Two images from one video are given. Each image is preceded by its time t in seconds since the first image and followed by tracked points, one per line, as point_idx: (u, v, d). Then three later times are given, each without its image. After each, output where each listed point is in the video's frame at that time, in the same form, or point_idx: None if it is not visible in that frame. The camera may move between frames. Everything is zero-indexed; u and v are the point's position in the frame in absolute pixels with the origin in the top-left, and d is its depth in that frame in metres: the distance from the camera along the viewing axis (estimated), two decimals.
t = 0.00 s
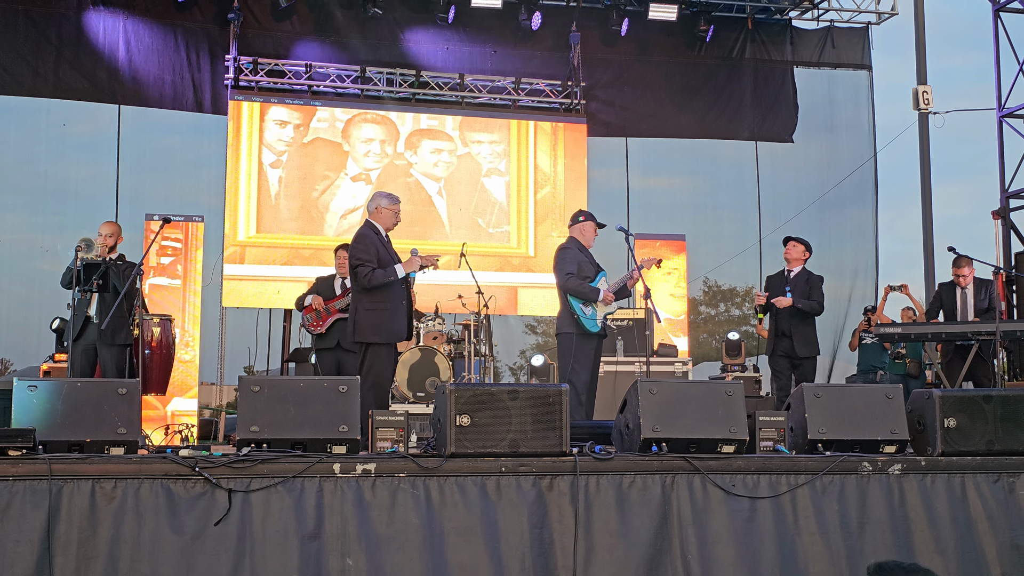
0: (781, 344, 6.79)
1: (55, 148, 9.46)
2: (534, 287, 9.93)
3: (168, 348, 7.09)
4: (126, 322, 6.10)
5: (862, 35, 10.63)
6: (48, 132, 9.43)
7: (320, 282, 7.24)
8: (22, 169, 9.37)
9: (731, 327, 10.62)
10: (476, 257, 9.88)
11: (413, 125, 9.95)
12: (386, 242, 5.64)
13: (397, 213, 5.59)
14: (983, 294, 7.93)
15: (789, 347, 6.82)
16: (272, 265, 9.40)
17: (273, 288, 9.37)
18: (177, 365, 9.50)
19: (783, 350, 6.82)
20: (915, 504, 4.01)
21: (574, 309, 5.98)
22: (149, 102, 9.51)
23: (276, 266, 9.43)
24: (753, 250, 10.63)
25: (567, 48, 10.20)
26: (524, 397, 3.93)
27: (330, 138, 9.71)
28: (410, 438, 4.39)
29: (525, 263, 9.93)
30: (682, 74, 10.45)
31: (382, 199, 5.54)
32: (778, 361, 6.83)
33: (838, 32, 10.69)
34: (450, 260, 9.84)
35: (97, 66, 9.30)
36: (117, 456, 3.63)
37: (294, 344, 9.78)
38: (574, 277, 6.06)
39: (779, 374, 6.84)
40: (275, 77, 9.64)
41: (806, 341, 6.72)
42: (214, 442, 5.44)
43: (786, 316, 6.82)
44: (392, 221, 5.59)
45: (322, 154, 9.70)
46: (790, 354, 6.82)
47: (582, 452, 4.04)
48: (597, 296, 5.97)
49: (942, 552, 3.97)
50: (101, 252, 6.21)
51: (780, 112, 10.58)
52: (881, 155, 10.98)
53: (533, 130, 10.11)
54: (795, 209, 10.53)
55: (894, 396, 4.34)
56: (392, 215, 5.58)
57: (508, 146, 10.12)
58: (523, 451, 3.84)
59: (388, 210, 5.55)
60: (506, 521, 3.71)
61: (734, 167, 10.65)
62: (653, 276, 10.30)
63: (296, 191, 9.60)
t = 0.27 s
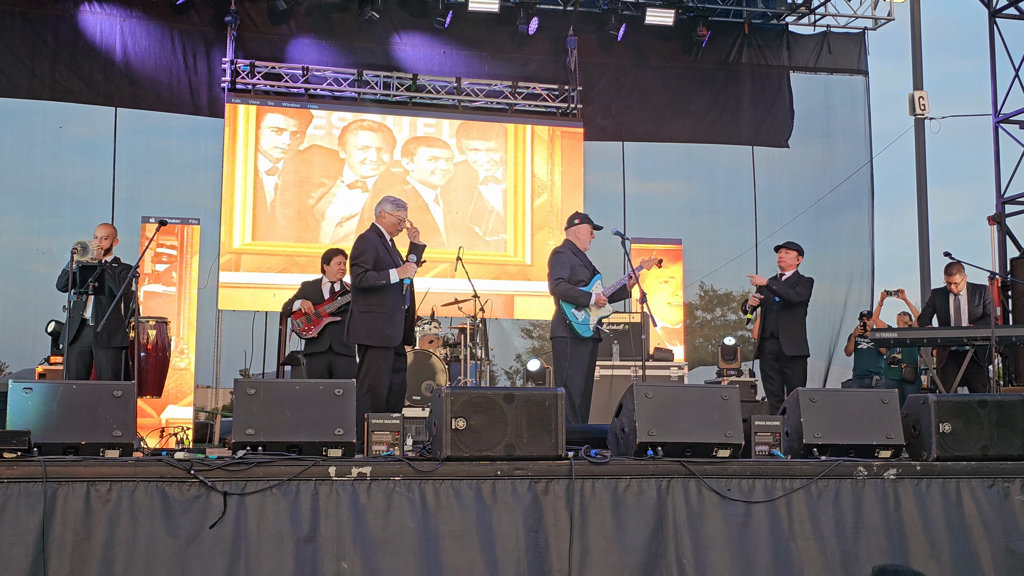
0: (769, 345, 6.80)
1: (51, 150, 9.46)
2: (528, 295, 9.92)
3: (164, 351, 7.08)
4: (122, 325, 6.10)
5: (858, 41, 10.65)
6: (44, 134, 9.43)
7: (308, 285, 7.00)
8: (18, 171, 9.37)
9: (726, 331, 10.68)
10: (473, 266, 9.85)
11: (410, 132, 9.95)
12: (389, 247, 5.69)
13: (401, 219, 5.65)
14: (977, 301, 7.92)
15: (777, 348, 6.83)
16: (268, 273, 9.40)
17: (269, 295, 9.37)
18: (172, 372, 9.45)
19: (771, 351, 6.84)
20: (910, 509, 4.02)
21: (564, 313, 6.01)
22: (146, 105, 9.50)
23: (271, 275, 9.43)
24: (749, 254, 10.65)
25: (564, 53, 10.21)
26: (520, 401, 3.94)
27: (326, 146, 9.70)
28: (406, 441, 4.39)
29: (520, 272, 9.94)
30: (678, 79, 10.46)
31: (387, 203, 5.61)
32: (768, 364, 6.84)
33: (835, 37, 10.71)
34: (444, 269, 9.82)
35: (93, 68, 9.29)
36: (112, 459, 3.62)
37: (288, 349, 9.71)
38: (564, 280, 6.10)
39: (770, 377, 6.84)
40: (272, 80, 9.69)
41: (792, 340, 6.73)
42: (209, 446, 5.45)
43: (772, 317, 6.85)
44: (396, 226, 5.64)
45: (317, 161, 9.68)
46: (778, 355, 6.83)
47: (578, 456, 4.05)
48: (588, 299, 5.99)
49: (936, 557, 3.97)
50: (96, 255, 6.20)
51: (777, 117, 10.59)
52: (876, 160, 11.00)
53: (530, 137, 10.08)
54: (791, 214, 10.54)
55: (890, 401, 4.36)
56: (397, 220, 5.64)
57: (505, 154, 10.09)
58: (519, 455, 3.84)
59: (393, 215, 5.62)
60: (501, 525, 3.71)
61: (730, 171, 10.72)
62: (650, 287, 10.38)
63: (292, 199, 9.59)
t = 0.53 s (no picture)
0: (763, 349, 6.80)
1: (49, 151, 9.45)
2: (525, 303, 9.92)
3: (161, 353, 7.06)
4: (118, 326, 6.08)
5: (857, 45, 10.67)
6: (42, 135, 9.43)
7: (298, 289, 6.70)
8: (15, 172, 9.35)
9: (724, 336, 10.70)
10: (470, 272, 9.87)
11: (408, 138, 9.94)
12: (398, 251, 5.72)
13: (410, 229, 5.67)
14: (973, 306, 7.91)
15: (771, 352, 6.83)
16: (265, 279, 9.38)
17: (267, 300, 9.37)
18: (168, 378, 9.46)
19: (764, 356, 6.84)
20: (907, 513, 4.02)
21: (557, 317, 6.03)
22: (144, 107, 9.51)
23: (269, 280, 9.41)
24: (747, 258, 10.66)
25: (563, 56, 10.22)
26: (517, 404, 3.93)
27: (323, 151, 9.68)
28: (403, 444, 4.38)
29: (519, 279, 9.93)
30: (677, 82, 10.47)
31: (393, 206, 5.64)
32: (762, 368, 6.85)
33: (833, 42, 10.73)
34: (443, 275, 9.82)
35: (91, 70, 9.30)
36: (109, 460, 3.62)
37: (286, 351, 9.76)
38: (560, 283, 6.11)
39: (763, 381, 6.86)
40: (270, 82, 9.66)
41: (787, 343, 6.73)
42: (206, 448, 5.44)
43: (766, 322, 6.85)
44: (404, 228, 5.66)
45: (315, 167, 9.67)
46: (772, 359, 6.83)
47: (575, 460, 4.05)
48: (581, 303, 5.99)
49: (933, 561, 3.97)
50: (94, 257, 6.19)
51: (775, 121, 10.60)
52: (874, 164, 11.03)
53: (528, 143, 10.08)
54: (789, 218, 10.56)
55: (887, 405, 4.38)
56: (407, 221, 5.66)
57: (503, 160, 10.07)
58: (515, 458, 3.86)
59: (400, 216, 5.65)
60: (498, 528, 3.71)
61: (728, 175, 10.73)
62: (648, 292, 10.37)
63: (289, 205, 9.58)
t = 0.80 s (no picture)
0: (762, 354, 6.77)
1: (49, 154, 9.45)
2: (525, 308, 9.93)
3: (161, 355, 7.06)
4: (118, 329, 6.06)
5: (856, 49, 10.70)
6: (42, 138, 9.43)
7: (298, 293, 6.70)
8: (15, 175, 9.36)
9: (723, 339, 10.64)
10: (470, 278, 9.89)
11: (408, 144, 9.95)
12: (404, 256, 5.71)
13: (414, 232, 5.68)
14: (973, 309, 7.90)
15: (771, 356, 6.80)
16: (264, 285, 9.41)
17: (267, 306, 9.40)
18: (166, 385, 9.45)
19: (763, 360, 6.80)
20: (907, 517, 4.02)
21: (556, 318, 6.03)
22: (144, 110, 9.53)
23: (268, 287, 9.44)
24: (747, 262, 10.61)
25: (563, 59, 10.25)
26: (516, 407, 3.93)
27: (322, 158, 9.72)
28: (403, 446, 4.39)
29: (519, 285, 9.95)
30: (677, 86, 10.50)
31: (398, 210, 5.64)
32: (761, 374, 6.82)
33: (833, 46, 10.76)
34: (443, 281, 9.85)
35: (92, 73, 9.36)
36: (108, 463, 3.62)
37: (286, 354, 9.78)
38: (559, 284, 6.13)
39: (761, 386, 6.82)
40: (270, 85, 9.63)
41: (784, 351, 6.69)
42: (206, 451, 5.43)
43: (765, 327, 6.83)
44: (409, 232, 5.66)
45: (314, 173, 9.70)
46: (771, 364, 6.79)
47: (574, 462, 4.05)
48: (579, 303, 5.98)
49: (932, 564, 3.97)
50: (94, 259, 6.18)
51: (775, 125, 10.63)
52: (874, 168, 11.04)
53: (529, 149, 10.10)
54: (789, 221, 10.57)
55: (887, 408, 4.35)
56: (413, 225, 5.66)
57: (503, 166, 10.10)
58: (515, 462, 3.86)
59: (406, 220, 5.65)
60: (497, 532, 3.71)
61: (728, 178, 10.67)
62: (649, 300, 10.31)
63: (289, 210, 9.60)
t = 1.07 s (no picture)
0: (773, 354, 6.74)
1: (52, 155, 9.46)
2: (528, 312, 9.95)
3: (163, 356, 7.05)
4: (120, 329, 6.08)
5: (859, 50, 10.70)
6: (44, 139, 9.43)
7: (298, 293, 6.70)
8: (18, 176, 9.37)
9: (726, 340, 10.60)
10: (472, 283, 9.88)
11: (410, 148, 9.96)
12: (409, 256, 5.71)
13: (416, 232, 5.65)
14: (977, 309, 7.90)
15: (778, 356, 6.75)
16: (265, 290, 9.42)
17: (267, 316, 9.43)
18: (167, 390, 9.40)
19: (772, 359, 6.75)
20: (909, 518, 4.01)
21: (555, 318, 6.02)
22: (146, 110, 9.55)
23: (269, 291, 9.45)
24: (749, 263, 10.59)
25: (564, 60, 10.25)
26: (518, 408, 3.92)
27: (324, 162, 9.74)
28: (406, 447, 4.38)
29: (521, 289, 9.96)
30: (678, 86, 10.50)
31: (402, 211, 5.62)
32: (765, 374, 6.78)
33: (835, 47, 10.76)
34: (446, 286, 9.85)
35: (94, 74, 9.38)
36: (110, 464, 3.63)
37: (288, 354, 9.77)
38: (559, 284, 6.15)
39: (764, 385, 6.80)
40: (273, 85, 9.65)
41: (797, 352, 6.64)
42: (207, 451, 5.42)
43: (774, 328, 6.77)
44: (414, 232, 5.65)
45: (316, 178, 9.72)
46: (775, 363, 6.75)
47: (577, 463, 4.04)
48: (577, 303, 5.97)
49: (934, 565, 3.97)
50: (95, 260, 6.18)
51: (777, 126, 10.63)
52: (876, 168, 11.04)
53: (531, 153, 10.12)
54: (791, 222, 10.56)
55: (889, 409, 4.35)
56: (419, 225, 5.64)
57: (506, 170, 10.12)
58: (517, 462, 3.84)
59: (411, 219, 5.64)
60: (499, 532, 3.71)
61: (730, 179, 10.66)
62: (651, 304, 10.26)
63: (291, 214, 9.62)
